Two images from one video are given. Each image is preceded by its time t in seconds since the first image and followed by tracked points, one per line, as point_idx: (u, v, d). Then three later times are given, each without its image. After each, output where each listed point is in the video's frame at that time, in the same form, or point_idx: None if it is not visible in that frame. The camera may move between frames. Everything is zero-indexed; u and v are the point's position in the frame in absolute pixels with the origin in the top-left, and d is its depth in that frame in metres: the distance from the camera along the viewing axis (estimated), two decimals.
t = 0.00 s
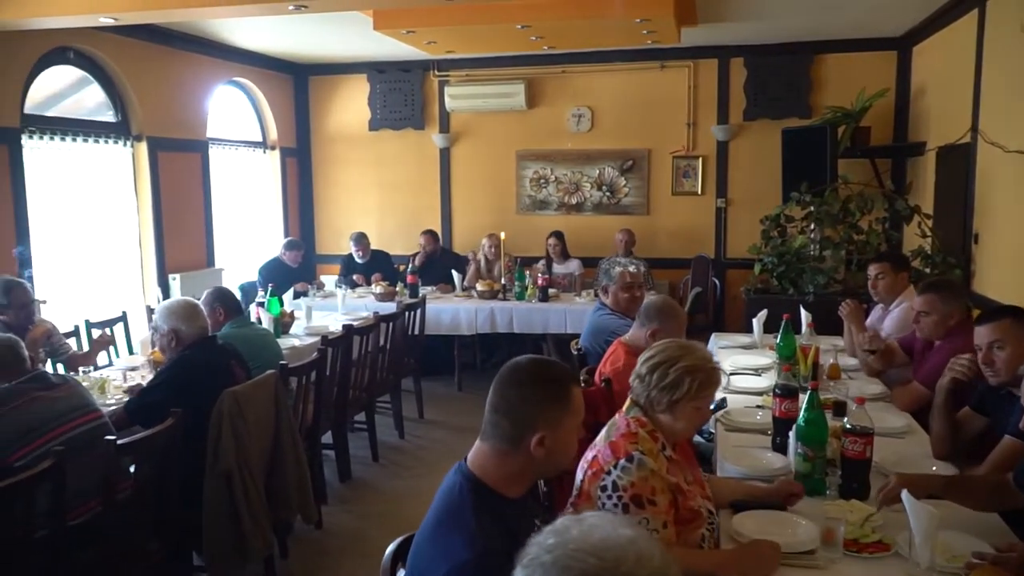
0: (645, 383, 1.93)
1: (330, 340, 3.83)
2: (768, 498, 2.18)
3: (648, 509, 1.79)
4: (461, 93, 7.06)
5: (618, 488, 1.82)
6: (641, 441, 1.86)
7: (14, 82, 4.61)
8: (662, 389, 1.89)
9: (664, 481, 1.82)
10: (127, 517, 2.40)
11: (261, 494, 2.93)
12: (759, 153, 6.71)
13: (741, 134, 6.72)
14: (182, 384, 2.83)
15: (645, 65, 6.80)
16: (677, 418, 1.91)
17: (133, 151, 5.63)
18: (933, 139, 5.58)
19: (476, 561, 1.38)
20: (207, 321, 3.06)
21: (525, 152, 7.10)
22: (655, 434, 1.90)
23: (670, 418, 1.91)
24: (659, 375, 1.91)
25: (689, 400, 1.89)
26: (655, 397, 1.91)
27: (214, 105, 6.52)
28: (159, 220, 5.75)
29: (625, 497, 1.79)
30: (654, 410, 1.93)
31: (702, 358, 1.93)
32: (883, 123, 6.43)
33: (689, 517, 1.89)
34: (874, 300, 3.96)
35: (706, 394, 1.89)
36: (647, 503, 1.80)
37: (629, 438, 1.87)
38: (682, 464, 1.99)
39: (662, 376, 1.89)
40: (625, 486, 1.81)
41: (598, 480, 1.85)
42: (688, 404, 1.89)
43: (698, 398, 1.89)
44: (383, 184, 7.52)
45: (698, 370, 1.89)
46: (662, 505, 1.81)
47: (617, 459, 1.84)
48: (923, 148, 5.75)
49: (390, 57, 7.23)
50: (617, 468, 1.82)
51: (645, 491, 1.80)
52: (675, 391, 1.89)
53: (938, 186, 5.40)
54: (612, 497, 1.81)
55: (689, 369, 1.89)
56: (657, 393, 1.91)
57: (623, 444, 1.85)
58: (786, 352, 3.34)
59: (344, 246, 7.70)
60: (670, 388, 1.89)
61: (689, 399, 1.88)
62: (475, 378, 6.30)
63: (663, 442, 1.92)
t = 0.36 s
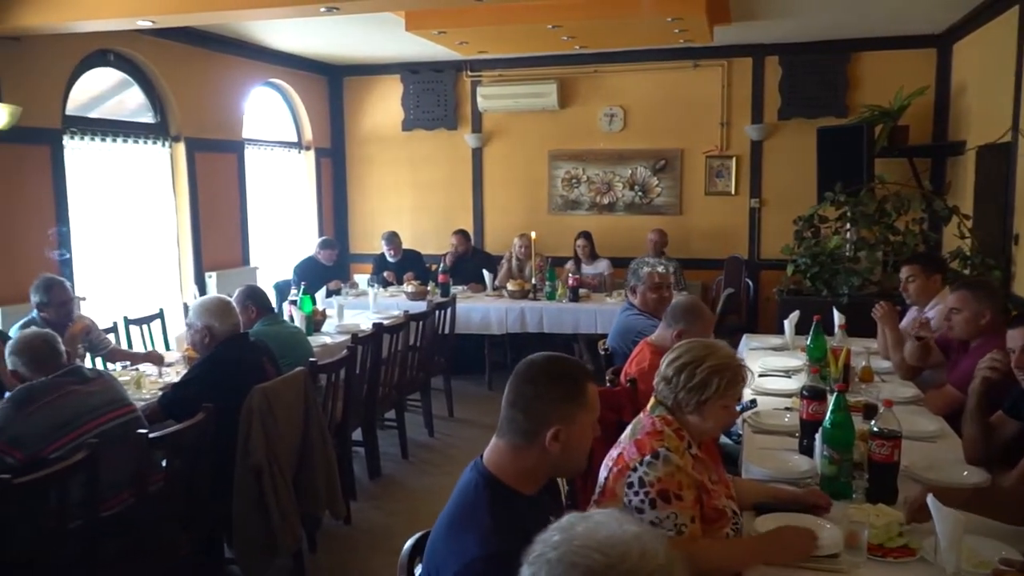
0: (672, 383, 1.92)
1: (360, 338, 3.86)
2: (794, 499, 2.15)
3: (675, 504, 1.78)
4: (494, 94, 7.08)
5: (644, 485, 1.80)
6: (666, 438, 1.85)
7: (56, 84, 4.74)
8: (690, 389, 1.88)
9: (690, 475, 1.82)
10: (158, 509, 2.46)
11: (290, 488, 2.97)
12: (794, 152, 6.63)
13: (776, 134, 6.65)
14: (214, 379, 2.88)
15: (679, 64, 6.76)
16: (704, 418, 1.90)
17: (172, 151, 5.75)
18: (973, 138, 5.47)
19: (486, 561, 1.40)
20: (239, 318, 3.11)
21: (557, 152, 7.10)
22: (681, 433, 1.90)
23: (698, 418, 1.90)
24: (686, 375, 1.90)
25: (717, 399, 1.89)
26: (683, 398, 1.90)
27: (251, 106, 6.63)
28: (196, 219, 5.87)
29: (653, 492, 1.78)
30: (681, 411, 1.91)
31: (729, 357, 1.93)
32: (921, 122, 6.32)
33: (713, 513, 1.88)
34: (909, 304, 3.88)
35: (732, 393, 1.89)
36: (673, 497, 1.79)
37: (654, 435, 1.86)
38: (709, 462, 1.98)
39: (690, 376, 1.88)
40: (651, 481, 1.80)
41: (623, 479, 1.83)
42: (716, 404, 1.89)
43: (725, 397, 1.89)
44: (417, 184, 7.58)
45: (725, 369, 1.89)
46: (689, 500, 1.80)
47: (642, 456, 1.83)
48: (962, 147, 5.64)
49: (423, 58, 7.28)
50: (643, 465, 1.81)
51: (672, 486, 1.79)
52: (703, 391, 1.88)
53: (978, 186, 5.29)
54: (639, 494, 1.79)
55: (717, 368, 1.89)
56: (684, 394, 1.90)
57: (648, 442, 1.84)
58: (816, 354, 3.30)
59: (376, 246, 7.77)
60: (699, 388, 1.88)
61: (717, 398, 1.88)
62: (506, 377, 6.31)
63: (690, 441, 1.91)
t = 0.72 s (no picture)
0: (699, 385, 1.89)
1: (392, 336, 3.88)
2: (832, 505, 2.11)
3: (727, 500, 1.76)
4: (529, 93, 7.07)
5: (688, 489, 1.78)
6: (699, 441, 1.82)
7: (100, 84, 4.86)
8: (717, 389, 1.86)
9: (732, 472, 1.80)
10: (192, 504, 2.50)
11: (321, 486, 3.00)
12: (833, 151, 6.53)
13: (816, 132, 6.55)
14: (249, 373, 2.93)
15: (716, 62, 6.69)
16: (734, 419, 1.86)
17: (211, 151, 5.84)
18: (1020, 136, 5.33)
19: (512, 558, 1.38)
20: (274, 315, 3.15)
21: (592, 151, 7.07)
22: (713, 435, 1.86)
23: (726, 419, 1.86)
24: (713, 376, 1.88)
25: (745, 399, 1.85)
26: (710, 398, 1.87)
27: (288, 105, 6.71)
28: (235, 217, 5.96)
29: (700, 494, 1.75)
30: (710, 413, 1.88)
31: (759, 357, 1.90)
32: (965, 120, 6.18)
33: (758, 513, 1.86)
34: (948, 306, 3.77)
35: (761, 392, 1.86)
36: (722, 495, 1.76)
37: (687, 439, 1.84)
38: (741, 464, 1.94)
39: (717, 376, 1.86)
40: (694, 484, 1.77)
41: (663, 486, 1.81)
42: (745, 404, 1.85)
43: (754, 396, 1.85)
44: (452, 183, 7.60)
45: (752, 368, 1.86)
46: (736, 495, 1.78)
47: (678, 461, 1.80)
48: (1008, 145, 5.50)
49: (459, 57, 7.30)
50: (681, 470, 1.79)
51: (717, 485, 1.77)
52: (731, 390, 1.85)
53: None
54: (686, 499, 1.76)
55: (743, 367, 1.86)
56: (712, 394, 1.87)
57: (682, 446, 1.82)
58: (853, 356, 3.23)
59: (411, 245, 7.81)
60: (726, 388, 1.85)
61: (746, 397, 1.84)
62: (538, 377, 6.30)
63: (721, 444, 1.87)
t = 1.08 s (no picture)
0: (715, 385, 1.88)
1: (422, 335, 3.88)
2: (864, 512, 2.06)
3: (754, 499, 1.72)
4: (561, 92, 7.05)
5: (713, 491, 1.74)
6: (724, 441, 1.79)
7: (137, 85, 4.94)
8: (733, 387, 1.85)
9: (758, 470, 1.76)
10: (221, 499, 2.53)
11: (348, 483, 3.02)
12: (870, 149, 6.42)
13: (853, 130, 6.44)
14: (278, 369, 2.95)
15: (750, 59, 6.60)
16: (756, 417, 1.84)
17: (246, 151, 5.91)
18: None
19: (532, 558, 1.37)
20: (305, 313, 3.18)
21: (624, 150, 7.02)
22: (738, 436, 1.83)
23: (749, 418, 1.84)
24: (727, 374, 1.87)
25: (764, 394, 1.83)
26: (728, 397, 1.86)
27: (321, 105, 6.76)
28: (268, 216, 6.02)
29: (726, 495, 1.72)
30: (731, 412, 1.86)
31: (771, 350, 1.90)
32: (1009, 117, 6.03)
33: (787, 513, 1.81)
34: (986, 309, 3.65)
35: (778, 384, 1.84)
36: (749, 495, 1.72)
37: (712, 440, 1.79)
38: (767, 466, 1.89)
39: (730, 373, 1.85)
40: (720, 485, 1.73)
41: (689, 488, 1.77)
42: (764, 400, 1.83)
43: (771, 389, 1.84)
44: (483, 182, 7.61)
45: (764, 361, 1.86)
46: (764, 495, 1.74)
47: (703, 463, 1.76)
48: None
49: (491, 57, 7.30)
50: (706, 472, 1.75)
51: (743, 485, 1.73)
52: (746, 386, 1.84)
53: None
54: (712, 501, 1.72)
55: (755, 362, 1.86)
56: (729, 392, 1.86)
57: (706, 446, 1.78)
58: (888, 358, 3.17)
59: (442, 244, 7.83)
60: (742, 383, 1.84)
61: (762, 391, 1.83)
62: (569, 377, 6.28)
63: (746, 444, 1.83)
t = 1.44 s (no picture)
0: (731, 384, 1.87)
1: (450, 334, 3.89)
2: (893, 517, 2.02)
3: (761, 493, 1.71)
4: (590, 92, 7.02)
5: (723, 487, 1.74)
6: (735, 437, 1.78)
7: (172, 86, 5.02)
8: (749, 387, 1.83)
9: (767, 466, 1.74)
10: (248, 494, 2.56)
11: (374, 481, 3.04)
12: (906, 149, 6.31)
13: (889, 129, 6.33)
14: (307, 366, 2.97)
15: (783, 58, 6.53)
16: (774, 416, 1.83)
17: (277, 151, 5.98)
18: None
19: (550, 565, 1.37)
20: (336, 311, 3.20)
21: (654, 150, 6.98)
22: (753, 434, 1.82)
23: (767, 418, 1.82)
24: (742, 374, 1.86)
25: (780, 394, 1.81)
26: (745, 397, 1.84)
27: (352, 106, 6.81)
28: (300, 216, 6.09)
29: (734, 490, 1.71)
30: (748, 412, 1.85)
31: (788, 348, 1.88)
32: None
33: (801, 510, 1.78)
34: None
35: (795, 383, 1.82)
36: (756, 489, 1.71)
37: (724, 437, 1.80)
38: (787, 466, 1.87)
39: (745, 373, 1.84)
40: (729, 481, 1.73)
41: (701, 485, 1.77)
42: (781, 400, 1.81)
43: (788, 389, 1.82)
44: (513, 181, 7.61)
45: (780, 360, 1.84)
46: (772, 490, 1.72)
47: (713, 459, 1.77)
48: None
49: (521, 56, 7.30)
50: (715, 468, 1.75)
51: (751, 480, 1.72)
52: (762, 385, 1.82)
53: None
54: (720, 496, 1.72)
55: (771, 361, 1.84)
56: (746, 392, 1.84)
57: (717, 443, 1.79)
58: (920, 361, 3.11)
59: (471, 244, 7.85)
60: (757, 383, 1.82)
61: (778, 390, 1.81)
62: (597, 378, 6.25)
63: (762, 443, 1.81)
